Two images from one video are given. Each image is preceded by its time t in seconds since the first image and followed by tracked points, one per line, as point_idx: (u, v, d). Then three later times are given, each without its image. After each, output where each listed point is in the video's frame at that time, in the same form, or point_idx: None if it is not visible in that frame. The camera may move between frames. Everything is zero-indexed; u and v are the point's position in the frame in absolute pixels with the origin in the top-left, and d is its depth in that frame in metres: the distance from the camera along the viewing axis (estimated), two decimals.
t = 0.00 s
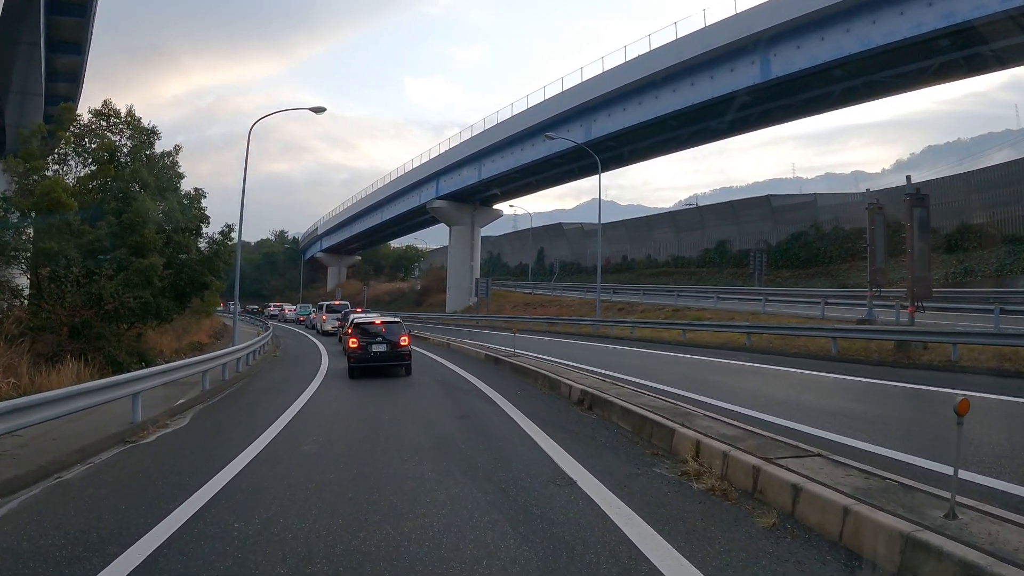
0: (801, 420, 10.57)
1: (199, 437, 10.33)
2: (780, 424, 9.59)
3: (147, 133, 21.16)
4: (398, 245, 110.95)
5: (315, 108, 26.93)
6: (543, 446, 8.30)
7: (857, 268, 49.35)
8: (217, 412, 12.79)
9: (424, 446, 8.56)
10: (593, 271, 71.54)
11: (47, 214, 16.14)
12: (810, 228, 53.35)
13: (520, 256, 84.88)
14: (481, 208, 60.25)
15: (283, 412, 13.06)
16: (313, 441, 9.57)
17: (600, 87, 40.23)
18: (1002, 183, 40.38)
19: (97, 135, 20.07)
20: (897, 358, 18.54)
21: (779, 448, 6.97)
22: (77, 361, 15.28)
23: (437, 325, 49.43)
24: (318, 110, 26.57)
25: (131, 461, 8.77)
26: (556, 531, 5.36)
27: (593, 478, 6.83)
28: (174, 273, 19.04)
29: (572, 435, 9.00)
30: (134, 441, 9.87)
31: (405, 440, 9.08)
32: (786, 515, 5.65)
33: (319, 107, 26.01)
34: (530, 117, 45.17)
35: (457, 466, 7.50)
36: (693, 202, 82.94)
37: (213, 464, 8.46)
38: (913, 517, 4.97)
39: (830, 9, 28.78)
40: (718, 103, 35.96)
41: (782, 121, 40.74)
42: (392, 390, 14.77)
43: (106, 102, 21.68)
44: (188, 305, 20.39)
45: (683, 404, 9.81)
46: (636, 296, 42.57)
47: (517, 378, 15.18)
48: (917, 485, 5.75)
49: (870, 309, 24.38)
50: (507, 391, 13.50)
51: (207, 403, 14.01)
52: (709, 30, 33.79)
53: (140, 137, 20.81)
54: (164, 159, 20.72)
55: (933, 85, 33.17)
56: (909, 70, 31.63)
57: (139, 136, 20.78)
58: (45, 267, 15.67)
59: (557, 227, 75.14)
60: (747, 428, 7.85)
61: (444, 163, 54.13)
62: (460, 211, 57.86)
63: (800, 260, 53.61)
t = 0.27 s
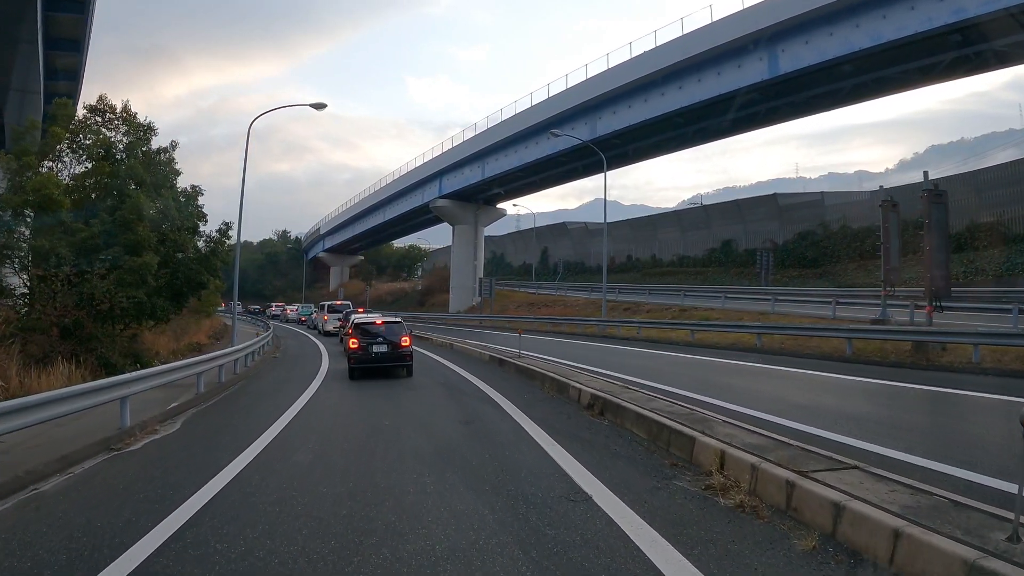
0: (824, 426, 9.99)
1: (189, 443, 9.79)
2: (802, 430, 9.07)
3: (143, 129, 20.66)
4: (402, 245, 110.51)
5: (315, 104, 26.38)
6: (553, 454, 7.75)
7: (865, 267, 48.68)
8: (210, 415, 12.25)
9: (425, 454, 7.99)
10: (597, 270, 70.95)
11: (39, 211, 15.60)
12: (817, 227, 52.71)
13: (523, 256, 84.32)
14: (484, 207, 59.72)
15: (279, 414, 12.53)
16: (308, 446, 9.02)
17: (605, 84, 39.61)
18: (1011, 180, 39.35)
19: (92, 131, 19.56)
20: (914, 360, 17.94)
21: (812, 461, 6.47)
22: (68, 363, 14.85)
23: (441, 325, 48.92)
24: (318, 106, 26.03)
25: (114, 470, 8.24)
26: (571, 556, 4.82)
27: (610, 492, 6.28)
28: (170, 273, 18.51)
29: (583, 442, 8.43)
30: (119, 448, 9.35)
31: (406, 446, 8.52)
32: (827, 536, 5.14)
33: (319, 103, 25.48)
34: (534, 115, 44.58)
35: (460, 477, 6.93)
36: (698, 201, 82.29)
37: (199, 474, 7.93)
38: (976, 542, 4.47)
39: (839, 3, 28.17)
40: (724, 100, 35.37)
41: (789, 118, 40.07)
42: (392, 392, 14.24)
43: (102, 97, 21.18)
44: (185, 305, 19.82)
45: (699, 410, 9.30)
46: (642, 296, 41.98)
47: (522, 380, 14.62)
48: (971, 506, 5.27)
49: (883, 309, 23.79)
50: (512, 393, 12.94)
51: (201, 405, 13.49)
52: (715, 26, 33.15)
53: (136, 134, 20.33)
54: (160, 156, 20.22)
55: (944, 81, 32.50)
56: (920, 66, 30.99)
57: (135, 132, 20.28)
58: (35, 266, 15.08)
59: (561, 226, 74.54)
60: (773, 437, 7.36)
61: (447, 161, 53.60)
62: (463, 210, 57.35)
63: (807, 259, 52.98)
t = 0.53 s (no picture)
0: (850, 432, 9.42)
1: (178, 449, 9.24)
2: (826, 439, 8.56)
3: (139, 124, 20.13)
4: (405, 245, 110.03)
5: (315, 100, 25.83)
6: (565, 464, 7.20)
7: (874, 266, 48.02)
8: (203, 418, 11.69)
9: (426, 464, 7.41)
10: (601, 270, 70.34)
11: (29, 208, 15.07)
12: (824, 226, 52.12)
13: (527, 256, 83.76)
14: (488, 206, 59.17)
15: (275, 418, 11.97)
16: (301, 454, 8.45)
17: (610, 81, 38.99)
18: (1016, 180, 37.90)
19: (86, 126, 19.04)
20: (934, 361, 17.34)
21: (847, 476, 6.00)
22: (58, 365, 14.40)
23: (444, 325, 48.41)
24: (319, 102, 25.49)
25: (94, 481, 7.68)
26: None
27: (628, 510, 5.73)
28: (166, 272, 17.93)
29: (595, 451, 7.84)
30: (103, 455, 8.79)
31: (406, 454, 7.94)
32: (875, 561, 4.63)
33: (320, 99, 24.95)
34: (538, 113, 43.93)
35: (463, 490, 6.36)
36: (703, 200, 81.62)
37: (183, 486, 7.37)
38: None
39: None
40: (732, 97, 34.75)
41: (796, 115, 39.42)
42: (392, 393, 13.66)
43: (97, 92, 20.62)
44: (182, 304, 19.30)
45: (718, 416, 8.78)
46: (648, 296, 41.36)
47: (528, 382, 14.04)
48: None
49: (897, 309, 23.23)
50: (516, 396, 12.35)
51: (196, 408, 12.96)
52: (723, 21, 32.53)
53: (131, 129, 19.80)
54: (157, 152, 19.68)
55: (957, 77, 31.81)
56: (932, 62, 30.30)
57: (131, 128, 19.75)
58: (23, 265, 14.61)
59: (565, 226, 73.96)
60: (803, 447, 6.84)
61: (450, 160, 53.03)
62: (466, 209, 56.80)
63: (814, 259, 52.39)
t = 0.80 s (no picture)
0: (879, 439, 8.84)
1: (165, 457, 8.72)
2: (854, 446, 8.02)
3: (134, 119, 19.59)
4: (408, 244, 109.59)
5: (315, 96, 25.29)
6: (580, 477, 6.66)
7: (882, 266, 47.40)
8: (196, 424, 11.16)
9: (427, 475, 6.82)
10: (606, 270, 69.75)
11: (18, 204, 14.55)
12: (831, 225, 51.49)
13: (531, 255, 83.23)
14: (491, 205, 58.60)
15: (270, 422, 11.41)
16: (292, 465, 7.87)
17: (615, 78, 38.39)
18: None
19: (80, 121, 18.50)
20: (953, 363, 16.75)
21: (890, 494, 5.49)
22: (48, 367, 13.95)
23: (447, 325, 47.92)
24: (319, 98, 24.89)
25: (70, 494, 7.15)
26: None
27: (652, 531, 5.19)
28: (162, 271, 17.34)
29: (611, 463, 7.24)
30: (84, 465, 8.28)
31: (406, 464, 7.36)
32: None
33: (319, 95, 24.43)
34: (542, 110, 43.32)
35: (468, 507, 5.80)
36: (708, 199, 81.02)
37: (164, 500, 6.85)
38: None
39: None
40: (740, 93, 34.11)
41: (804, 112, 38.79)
42: (392, 396, 13.09)
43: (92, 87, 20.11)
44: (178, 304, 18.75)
45: (739, 422, 8.24)
46: (654, 295, 40.79)
47: (534, 385, 13.46)
48: None
49: (912, 309, 22.65)
50: (522, 399, 11.77)
51: (189, 412, 12.44)
52: (730, 17, 31.91)
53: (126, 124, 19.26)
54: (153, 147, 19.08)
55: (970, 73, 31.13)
56: (946, 58, 29.64)
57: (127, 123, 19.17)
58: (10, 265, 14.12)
59: (569, 225, 73.41)
60: (838, 458, 6.30)
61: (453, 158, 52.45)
62: (469, 207, 56.23)
63: (821, 258, 51.76)
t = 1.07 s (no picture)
0: (908, 446, 8.30)
1: (151, 465, 8.21)
2: (884, 453, 7.52)
3: (130, 114, 19.11)
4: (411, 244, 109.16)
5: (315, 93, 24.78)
6: (597, 491, 6.15)
7: (891, 265, 46.77)
8: (187, 428, 10.63)
9: (429, 491, 6.25)
10: (610, 269, 69.20)
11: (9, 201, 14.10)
12: (839, 224, 50.88)
13: (534, 255, 82.70)
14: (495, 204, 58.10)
15: (265, 425, 10.85)
16: (281, 475, 7.28)
17: (619, 75, 37.81)
18: None
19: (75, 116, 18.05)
20: (972, 364, 16.20)
21: (941, 512, 5.00)
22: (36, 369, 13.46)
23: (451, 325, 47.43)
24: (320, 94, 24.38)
25: (45, 509, 6.62)
26: None
27: (680, 555, 4.68)
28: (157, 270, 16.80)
29: (628, 477, 6.64)
30: (64, 475, 7.74)
31: (405, 476, 6.79)
32: None
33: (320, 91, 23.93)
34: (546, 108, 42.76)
35: (475, 528, 5.24)
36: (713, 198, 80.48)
37: (144, 514, 6.34)
38: None
39: None
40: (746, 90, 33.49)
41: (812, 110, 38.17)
42: (391, 399, 12.53)
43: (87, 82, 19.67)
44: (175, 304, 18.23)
45: (762, 429, 7.74)
46: (660, 295, 40.22)
47: (538, 388, 12.87)
48: None
49: (926, 309, 22.09)
50: (527, 402, 11.21)
51: (182, 416, 11.90)
52: (736, 12, 31.32)
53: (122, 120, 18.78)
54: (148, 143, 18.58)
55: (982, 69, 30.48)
56: (956, 55, 28.97)
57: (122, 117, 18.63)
58: None
59: (573, 224, 72.85)
60: (877, 473, 5.81)
61: (456, 157, 51.96)
62: (472, 206, 55.75)
63: (828, 257, 51.14)
